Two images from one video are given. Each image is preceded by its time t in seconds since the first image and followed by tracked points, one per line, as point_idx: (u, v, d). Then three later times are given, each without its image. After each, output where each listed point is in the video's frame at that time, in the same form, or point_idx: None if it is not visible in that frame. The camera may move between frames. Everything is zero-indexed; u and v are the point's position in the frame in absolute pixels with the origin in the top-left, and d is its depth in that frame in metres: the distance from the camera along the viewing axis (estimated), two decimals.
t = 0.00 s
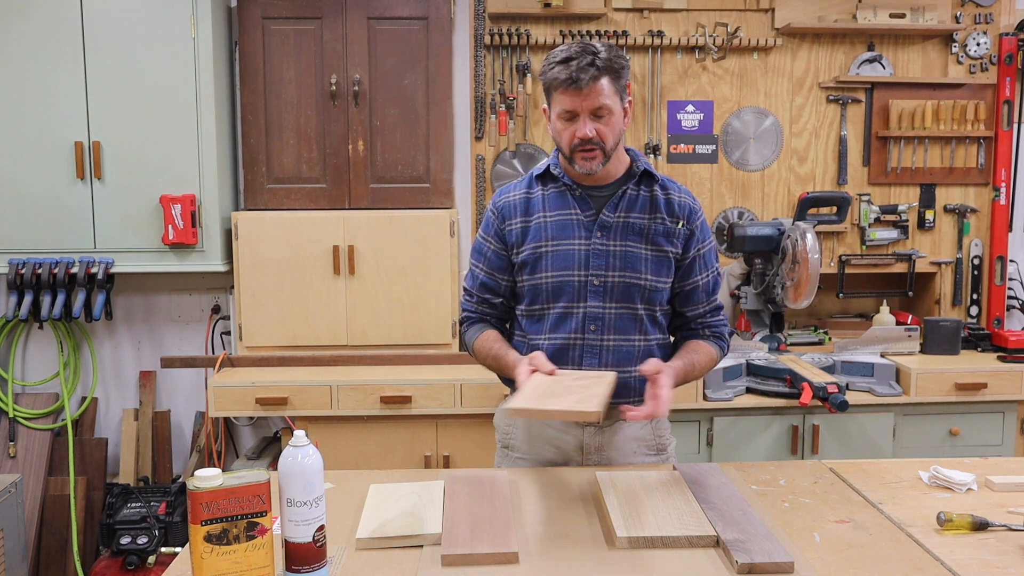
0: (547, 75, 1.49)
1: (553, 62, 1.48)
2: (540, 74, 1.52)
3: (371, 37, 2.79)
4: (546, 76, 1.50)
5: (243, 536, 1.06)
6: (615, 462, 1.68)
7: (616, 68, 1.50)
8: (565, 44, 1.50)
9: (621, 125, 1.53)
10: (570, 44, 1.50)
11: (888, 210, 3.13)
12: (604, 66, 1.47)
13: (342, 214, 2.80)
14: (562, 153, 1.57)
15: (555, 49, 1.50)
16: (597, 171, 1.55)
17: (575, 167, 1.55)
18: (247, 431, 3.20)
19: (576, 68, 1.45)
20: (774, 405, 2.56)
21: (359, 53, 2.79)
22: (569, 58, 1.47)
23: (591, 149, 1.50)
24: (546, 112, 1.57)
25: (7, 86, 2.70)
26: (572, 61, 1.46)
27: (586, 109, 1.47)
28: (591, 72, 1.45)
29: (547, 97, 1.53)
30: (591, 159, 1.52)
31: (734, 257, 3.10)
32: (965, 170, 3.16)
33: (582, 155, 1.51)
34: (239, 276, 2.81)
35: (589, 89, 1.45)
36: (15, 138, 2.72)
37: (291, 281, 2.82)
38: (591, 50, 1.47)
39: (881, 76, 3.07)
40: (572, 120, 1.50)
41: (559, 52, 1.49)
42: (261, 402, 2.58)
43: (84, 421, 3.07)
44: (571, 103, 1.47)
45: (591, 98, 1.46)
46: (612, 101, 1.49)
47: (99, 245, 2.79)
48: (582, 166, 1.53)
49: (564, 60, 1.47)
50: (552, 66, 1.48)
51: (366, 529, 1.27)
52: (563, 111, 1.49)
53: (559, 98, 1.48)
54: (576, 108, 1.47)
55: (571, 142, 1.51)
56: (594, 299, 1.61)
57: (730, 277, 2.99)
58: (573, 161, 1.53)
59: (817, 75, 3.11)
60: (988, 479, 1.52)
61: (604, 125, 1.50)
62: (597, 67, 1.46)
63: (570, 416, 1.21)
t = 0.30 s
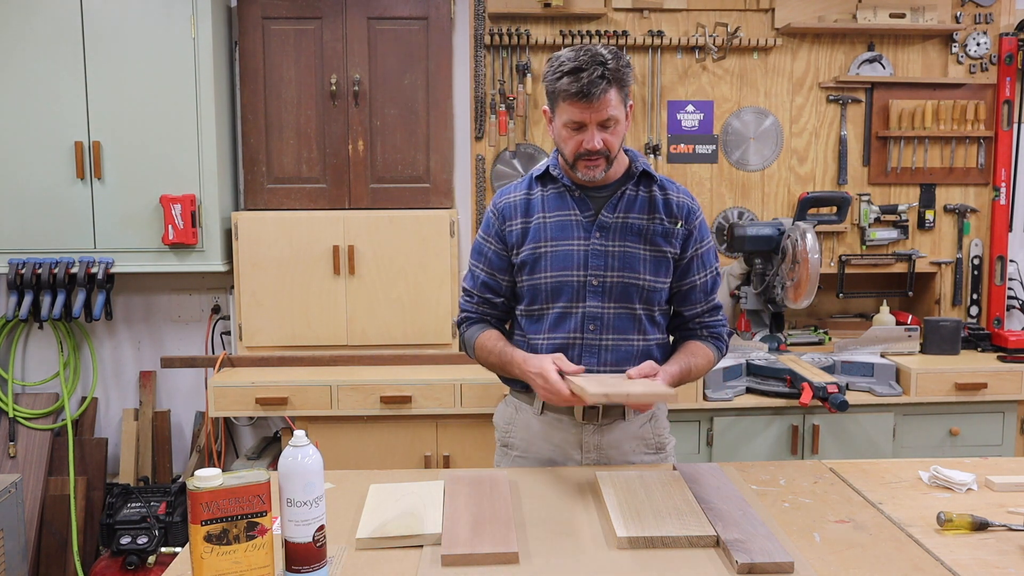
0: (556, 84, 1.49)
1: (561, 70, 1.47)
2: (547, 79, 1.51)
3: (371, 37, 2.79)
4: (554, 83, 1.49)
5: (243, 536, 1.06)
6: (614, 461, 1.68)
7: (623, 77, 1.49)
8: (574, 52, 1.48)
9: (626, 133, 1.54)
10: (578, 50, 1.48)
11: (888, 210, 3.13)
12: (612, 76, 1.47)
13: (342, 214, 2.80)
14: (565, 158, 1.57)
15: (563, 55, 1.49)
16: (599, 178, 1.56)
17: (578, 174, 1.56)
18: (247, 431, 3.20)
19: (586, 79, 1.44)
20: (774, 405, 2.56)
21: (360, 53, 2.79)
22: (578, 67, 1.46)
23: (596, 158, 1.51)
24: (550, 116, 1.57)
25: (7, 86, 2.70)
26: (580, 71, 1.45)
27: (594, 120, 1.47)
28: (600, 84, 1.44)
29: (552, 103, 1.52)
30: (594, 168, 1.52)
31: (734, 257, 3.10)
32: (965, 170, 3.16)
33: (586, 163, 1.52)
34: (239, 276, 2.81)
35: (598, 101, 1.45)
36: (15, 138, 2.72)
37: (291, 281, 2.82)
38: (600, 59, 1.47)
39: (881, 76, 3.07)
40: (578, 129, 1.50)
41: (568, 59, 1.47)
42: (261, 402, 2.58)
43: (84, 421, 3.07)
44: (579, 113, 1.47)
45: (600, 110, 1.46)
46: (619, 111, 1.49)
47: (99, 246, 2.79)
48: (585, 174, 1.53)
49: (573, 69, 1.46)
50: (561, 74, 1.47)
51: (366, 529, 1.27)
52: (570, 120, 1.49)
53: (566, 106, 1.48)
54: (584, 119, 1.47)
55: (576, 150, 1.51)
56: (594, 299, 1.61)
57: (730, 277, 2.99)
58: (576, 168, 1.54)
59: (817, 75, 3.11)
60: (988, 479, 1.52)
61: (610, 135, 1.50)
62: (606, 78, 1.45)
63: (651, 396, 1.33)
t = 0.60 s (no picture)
0: (557, 88, 1.49)
1: (562, 74, 1.47)
2: (548, 82, 1.51)
3: (371, 37, 2.79)
4: (555, 87, 1.49)
5: (243, 536, 1.06)
6: (614, 460, 1.68)
7: (625, 81, 1.49)
8: (575, 55, 1.48)
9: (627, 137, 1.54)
10: (580, 53, 1.48)
11: (888, 210, 3.13)
12: (613, 81, 1.47)
13: (342, 214, 2.80)
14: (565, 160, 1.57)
15: (564, 59, 1.49)
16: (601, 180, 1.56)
17: (579, 176, 1.56)
18: (247, 431, 3.20)
19: (586, 85, 1.44)
20: (774, 405, 2.56)
21: (359, 53, 2.79)
22: (579, 72, 1.46)
23: (596, 163, 1.51)
24: (550, 118, 1.56)
25: (7, 86, 2.70)
26: (582, 75, 1.45)
27: (595, 125, 1.48)
28: (601, 89, 1.44)
29: (553, 106, 1.52)
30: (595, 172, 1.53)
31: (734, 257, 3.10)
32: (965, 170, 3.16)
33: (586, 167, 1.52)
34: (238, 276, 2.81)
35: (599, 106, 1.45)
36: (15, 139, 2.72)
37: (291, 281, 2.82)
38: (602, 64, 1.46)
39: (881, 76, 3.07)
40: (580, 133, 1.50)
41: (569, 64, 1.47)
42: (261, 402, 2.58)
43: (84, 421, 3.07)
44: (580, 118, 1.47)
45: (601, 115, 1.46)
46: (619, 116, 1.49)
47: (99, 246, 2.79)
48: (586, 178, 1.53)
49: (574, 73, 1.46)
50: (562, 78, 1.47)
51: (366, 529, 1.27)
52: (571, 124, 1.49)
53: (567, 111, 1.48)
54: (585, 124, 1.47)
55: (577, 154, 1.51)
56: (593, 297, 1.61)
57: (729, 277, 2.97)
58: (577, 171, 1.54)
59: (817, 75, 3.11)
60: (988, 479, 1.52)
61: (611, 139, 1.50)
62: (607, 83, 1.45)
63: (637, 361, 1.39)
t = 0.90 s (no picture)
0: (557, 84, 1.49)
1: (562, 70, 1.48)
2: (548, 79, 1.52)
3: (371, 37, 2.79)
4: (555, 83, 1.49)
5: (243, 536, 1.06)
6: (613, 460, 1.68)
7: (625, 79, 1.50)
8: (576, 52, 1.49)
9: (626, 133, 1.53)
10: (580, 50, 1.49)
11: (888, 210, 3.13)
12: (613, 77, 1.47)
13: (342, 214, 2.80)
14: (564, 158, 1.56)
15: (565, 56, 1.49)
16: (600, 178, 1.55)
17: (578, 174, 1.55)
18: (247, 431, 3.20)
19: (586, 78, 1.44)
20: (774, 405, 2.56)
21: (359, 53, 2.79)
22: (579, 67, 1.46)
23: (595, 159, 1.50)
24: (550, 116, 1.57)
25: (7, 86, 2.69)
26: (582, 70, 1.45)
27: (594, 120, 1.47)
28: (601, 84, 1.45)
29: (553, 103, 1.52)
30: (594, 168, 1.52)
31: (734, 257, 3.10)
32: (965, 170, 3.16)
33: (585, 164, 1.51)
34: (239, 276, 2.81)
35: (599, 101, 1.45)
36: (15, 139, 2.72)
37: (291, 281, 2.82)
38: (602, 61, 1.47)
39: (881, 76, 3.07)
40: (579, 128, 1.49)
41: (570, 60, 1.48)
42: (261, 402, 2.58)
43: (84, 421, 3.07)
44: (579, 114, 1.47)
45: (600, 110, 1.46)
46: (619, 112, 1.49)
47: (99, 245, 2.79)
48: (585, 175, 1.53)
49: (574, 69, 1.46)
50: (562, 74, 1.47)
51: (366, 529, 1.27)
52: (570, 120, 1.48)
53: (566, 107, 1.48)
54: (584, 118, 1.47)
55: (577, 150, 1.51)
56: (593, 298, 1.61)
57: (729, 276, 2.96)
58: (576, 168, 1.53)
59: (817, 75, 3.11)
60: (988, 479, 1.52)
61: (610, 136, 1.50)
62: (607, 79, 1.46)
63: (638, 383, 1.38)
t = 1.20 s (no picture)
0: (553, 66, 1.53)
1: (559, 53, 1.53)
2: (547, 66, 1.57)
3: (371, 37, 2.79)
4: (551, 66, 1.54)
5: (243, 536, 1.06)
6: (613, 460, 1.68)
7: (620, 66, 1.53)
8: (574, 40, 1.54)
9: (620, 120, 1.54)
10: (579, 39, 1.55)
11: (888, 210, 3.13)
12: (606, 61, 1.50)
13: (342, 214, 2.80)
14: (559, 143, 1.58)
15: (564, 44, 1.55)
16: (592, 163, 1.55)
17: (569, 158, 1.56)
18: (247, 431, 3.20)
19: (578, 57, 1.48)
20: (774, 405, 2.56)
21: (359, 53, 2.79)
22: (574, 50, 1.51)
23: (585, 139, 1.51)
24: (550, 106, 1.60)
25: (7, 86, 2.69)
26: (575, 52, 1.50)
27: (584, 99, 1.49)
28: (592, 64, 1.48)
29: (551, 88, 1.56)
30: (585, 149, 1.52)
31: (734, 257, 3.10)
32: (965, 170, 3.16)
33: (575, 143, 1.52)
34: (239, 276, 2.81)
35: (588, 80, 1.48)
36: (15, 139, 2.72)
37: (291, 281, 2.82)
38: (597, 46, 1.51)
39: (881, 76, 3.07)
40: (571, 107, 1.51)
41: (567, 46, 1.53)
42: (261, 402, 2.58)
43: (84, 421, 3.07)
44: (570, 92, 1.50)
45: (590, 88, 1.49)
46: (612, 95, 1.51)
47: (99, 245, 2.79)
48: (574, 155, 1.53)
49: (569, 51, 1.51)
50: (557, 56, 1.53)
51: (366, 529, 1.27)
52: (562, 99, 1.51)
53: (559, 86, 1.52)
54: (575, 96, 1.50)
55: (567, 130, 1.52)
56: (593, 298, 1.61)
57: (729, 276, 2.98)
58: (567, 150, 1.54)
59: (817, 75, 3.11)
60: (988, 479, 1.52)
61: (601, 118, 1.51)
62: (599, 60, 1.49)
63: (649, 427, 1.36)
